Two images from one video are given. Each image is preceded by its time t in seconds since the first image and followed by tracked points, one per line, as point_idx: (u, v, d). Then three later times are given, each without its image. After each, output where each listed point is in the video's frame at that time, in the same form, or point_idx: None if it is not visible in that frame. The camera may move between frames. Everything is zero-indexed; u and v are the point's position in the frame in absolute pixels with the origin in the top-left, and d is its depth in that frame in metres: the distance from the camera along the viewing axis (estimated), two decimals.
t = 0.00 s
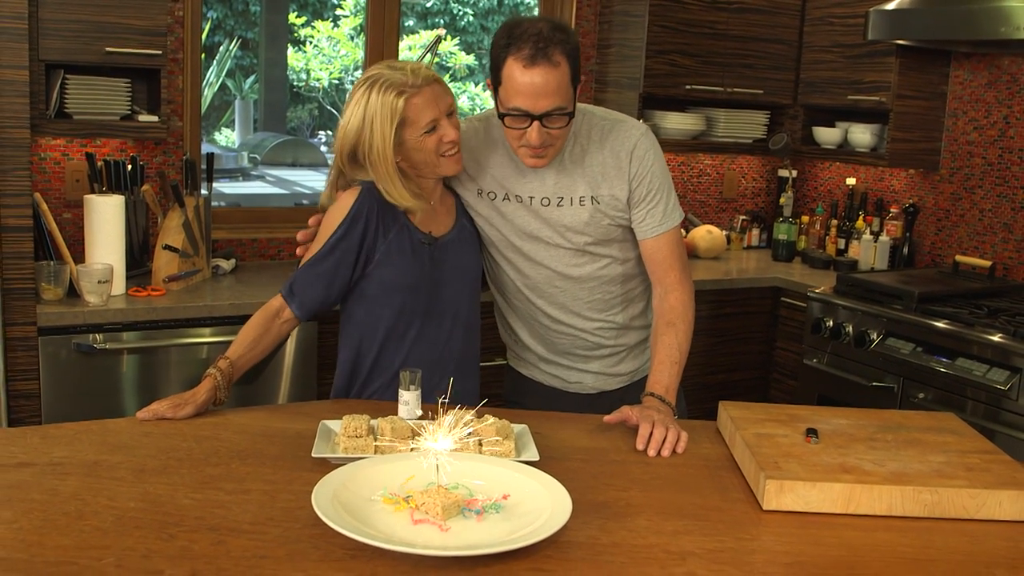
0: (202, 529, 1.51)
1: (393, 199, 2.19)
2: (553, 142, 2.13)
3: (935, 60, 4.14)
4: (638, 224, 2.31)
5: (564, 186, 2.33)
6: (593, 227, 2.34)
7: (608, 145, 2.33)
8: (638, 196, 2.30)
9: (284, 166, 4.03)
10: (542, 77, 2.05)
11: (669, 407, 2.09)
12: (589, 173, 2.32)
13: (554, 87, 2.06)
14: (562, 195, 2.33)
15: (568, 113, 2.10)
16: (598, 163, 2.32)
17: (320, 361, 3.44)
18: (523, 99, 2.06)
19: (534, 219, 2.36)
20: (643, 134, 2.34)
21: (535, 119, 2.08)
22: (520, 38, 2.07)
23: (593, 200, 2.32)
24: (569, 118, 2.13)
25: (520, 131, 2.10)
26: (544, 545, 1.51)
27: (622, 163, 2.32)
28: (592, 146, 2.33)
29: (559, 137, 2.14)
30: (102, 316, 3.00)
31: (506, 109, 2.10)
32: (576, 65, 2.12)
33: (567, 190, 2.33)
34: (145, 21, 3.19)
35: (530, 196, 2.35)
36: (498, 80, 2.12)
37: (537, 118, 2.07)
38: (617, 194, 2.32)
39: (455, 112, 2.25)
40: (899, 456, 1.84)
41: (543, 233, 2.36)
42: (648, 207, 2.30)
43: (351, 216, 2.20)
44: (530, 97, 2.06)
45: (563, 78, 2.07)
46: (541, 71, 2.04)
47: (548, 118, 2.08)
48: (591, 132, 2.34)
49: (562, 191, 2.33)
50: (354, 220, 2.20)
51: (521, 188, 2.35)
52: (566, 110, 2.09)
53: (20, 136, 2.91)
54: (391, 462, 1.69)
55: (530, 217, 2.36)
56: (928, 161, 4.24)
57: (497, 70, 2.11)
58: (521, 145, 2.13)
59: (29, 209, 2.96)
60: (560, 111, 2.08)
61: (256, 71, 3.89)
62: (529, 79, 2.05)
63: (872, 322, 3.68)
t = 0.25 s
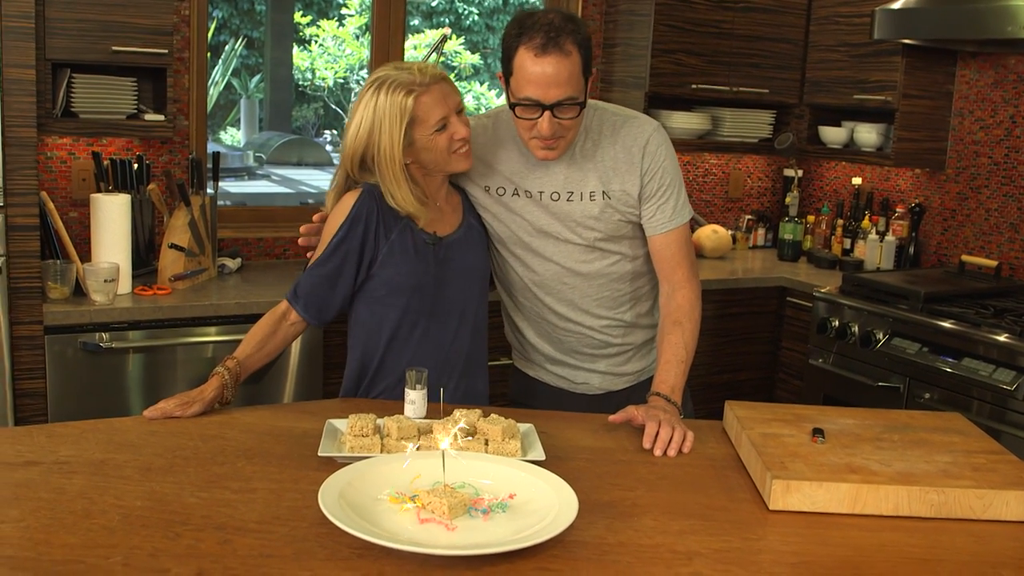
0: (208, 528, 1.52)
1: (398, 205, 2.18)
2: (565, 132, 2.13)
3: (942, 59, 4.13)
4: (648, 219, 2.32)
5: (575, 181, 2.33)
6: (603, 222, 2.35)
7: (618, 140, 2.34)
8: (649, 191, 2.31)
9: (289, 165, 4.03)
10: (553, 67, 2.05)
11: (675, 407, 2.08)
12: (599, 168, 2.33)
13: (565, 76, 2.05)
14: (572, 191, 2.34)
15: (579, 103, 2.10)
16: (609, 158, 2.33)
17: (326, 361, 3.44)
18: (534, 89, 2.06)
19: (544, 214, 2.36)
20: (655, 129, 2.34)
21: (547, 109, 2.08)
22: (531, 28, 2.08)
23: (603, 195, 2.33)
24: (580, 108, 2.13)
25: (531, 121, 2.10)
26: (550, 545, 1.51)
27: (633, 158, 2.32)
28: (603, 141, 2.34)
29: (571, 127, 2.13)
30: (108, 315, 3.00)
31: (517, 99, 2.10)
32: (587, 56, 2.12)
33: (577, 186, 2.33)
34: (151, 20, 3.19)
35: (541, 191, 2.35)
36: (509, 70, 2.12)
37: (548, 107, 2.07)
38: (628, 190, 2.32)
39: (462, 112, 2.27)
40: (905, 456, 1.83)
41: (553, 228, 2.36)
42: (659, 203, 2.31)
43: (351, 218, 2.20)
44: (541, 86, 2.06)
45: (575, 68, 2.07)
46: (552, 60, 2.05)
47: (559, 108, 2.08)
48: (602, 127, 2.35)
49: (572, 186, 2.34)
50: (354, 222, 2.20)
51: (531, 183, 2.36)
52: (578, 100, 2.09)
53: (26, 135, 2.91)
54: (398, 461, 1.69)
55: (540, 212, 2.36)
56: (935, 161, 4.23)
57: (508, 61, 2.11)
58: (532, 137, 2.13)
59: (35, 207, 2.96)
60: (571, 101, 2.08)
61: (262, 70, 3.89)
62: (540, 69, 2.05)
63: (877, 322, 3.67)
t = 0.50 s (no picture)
0: (209, 538, 1.51)
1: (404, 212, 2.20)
2: (568, 138, 2.13)
3: (943, 69, 4.13)
4: (650, 227, 2.32)
5: (577, 189, 2.34)
6: (605, 231, 2.35)
7: (620, 148, 2.34)
8: (651, 199, 2.31)
9: (291, 174, 4.04)
10: (555, 73, 2.05)
11: (676, 418, 2.08)
12: (601, 176, 2.33)
13: (566, 81, 2.06)
14: (574, 199, 2.34)
15: (581, 108, 2.10)
16: (611, 166, 2.33)
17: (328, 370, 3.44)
18: (537, 95, 2.07)
19: (546, 222, 2.36)
20: (656, 138, 2.35)
21: (548, 115, 2.08)
22: (532, 35, 2.09)
23: (605, 203, 2.33)
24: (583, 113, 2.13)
25: (533, 128, 2.11)
26: (551, 555, 1.51)
27: (635, 166, 2.32)
28: (605, 149, 2.34)
29: (573, 134, 2.14)
30: (109, 324, 3.00)
31: (519, 106, 2.10)
32: (588, 61, 2.13)
33: (579, 194, 2.34)
34: (154, 30, 3.20)
35: (543, 200, 2.35)
36: (511, 77, 2.13)
37: (551, 113, 2.07)
38: (631, 197, 2.32)
39: (471, 120, 2.28)
40: (907, 467, 1.83)
41: (555, 237, 2.36)
42: (661, 211, 2.31)
43: (359, 226, 2.20)
44: (543, 92, 2.06)
45: (576, 74, 2.08)
46: (553, 66, 2.05)
47: (561, 113, 2.09)
48: (603, 135, 2.35)
49: (575, 195, 2.34)
50: (361, 230, 2.20)
51: (533, 192, 2.36)
52: (580, 106, 2.10)
53: (29, 144, 2.92)
54: (398, 471, 1.69)
55: (542, 221, 2.36)
56: (936, 171, 4.23)
57: (509, 67, 2.12)
58: (534, 143, 2.14)
59: (38, 216, 2.97)
60: (573, 106, 2.09)
61: (264, 79, 3.90)
62: (542, 74, 2.06)
63: (879, 331, 3.67)
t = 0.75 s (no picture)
0: (208, 541, 1.51)
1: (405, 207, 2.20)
2: (564, 139, 2.12)
3: (944, 71, 4.13)
4: (648, 229, 2.32)
5: (575, 192, 2.33)
6: (604, 233, 2.34)
7: (618, 150, 2.34)
8: (649, 201, 2.31)
9: (293, 176, 4.04)
10: (550, 73, 2.05)
11: (677, 420, 2.08)
12: (599, 178, 2.33)
13: (562, 82, 2.06)
14: (572, 202, 2.33)
15: (577, 109, 2.10)
16: (608, 168, 2.33)
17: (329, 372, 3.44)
18: (533, 96, 2.07)
19: (545, 226, 2.36)
20: (654, 139, 2.35)
21: (544, 116, 2.08)
22: (527, 36, 2.08)
23: (604, 205, 2.33)
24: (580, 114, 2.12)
25: (530, 129, 2.11)
26: (551, 558, 1.51)
27: (633, 168, 2.32)
28: (602, 151, 2.34)
29: (570, 135, 2.13)
30: (110, 326, 3.01)
31: (515, 108, 2.10)
32: (584, 61, 2.13)
33: (578, 196, 2.33)
34: (155, 32, 3.20)
35: (541, 203, 2.35)
36: (507, 80, 2.13)
37: (547, 114, 2.07)
38: (629, 199, 2.32)
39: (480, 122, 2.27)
40: (908, 469, 1.83)
41: (554, 240, 2.36)
42: (660, 213, 2.31)
43: (366, 225, 2.19)
44: (538, 93, 2.06)
45: (572, 74, 2.07)
46: (548, 67, 2.05)
47: (558, 114, 2.08)
48: (601, 137, 2.35)
49: (573, 198, 2.34)
50: (368, 230, 2.20)
51: (531, 196, 2.36)
52: (576, 107, 2.09)
53: (30, 146, 2.92)
54: (398, 474, 1.69)
55: (541, 224, 2.36)
56: (938, 173, 4.23)
57: (505, 69, 2.12)
58: (531, 144, 2.13)
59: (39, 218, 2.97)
60: (569, 107, 2.08)
61: (266, 81, 3.90)
62: (538, 75, 2.05)
63: (881, 333, 3.67)
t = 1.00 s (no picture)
0: (204, 539, 1.51)
1: (405, 197, 2.21)
2: (556, 134, 2.13)
3: (943, 69, 4.13)
4: (644, 227, 2.32)
5: (570, 191, 2.33)
6: (600, 232, 2.34)
7: (612, 149, 2.34)
8: (644, 199, 2.31)
9: (291, 175, 4.04)
10: (539, 70, 2.06)
11: (674, 418, 2.08)
12: (594, 177, 2.33)
13: (553, 78, 2.06)
14: (567, 201, 2.33)
15: (569, 105, 2.11)
16: (603, 167, 2.33)
17: (327, 370, 3.44)
18: (523, 93, 2.07)
19: (541, 225, 2.35)
20: (648, 137, 2.35)
21: (536, 113, 2.08)
22: (515, 35, 2.09)
23: (599, 204, 2.32)
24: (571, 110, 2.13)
25: (522, 126, 2.11)
26: (548, 556, 1.51)
27: (628, 166, 2.32)
28: (596, 150, 2.34)
29: (562, 131, 2.13)
30: (108, 324, 3.00)
31: (505, 106, 2.11)
32: (574, 57, 2.12)
33: (572, 195, 2.33)
34: (152, 30, 3.20)
35: (536, 202, 2.35)
36: (498, 78, 2.13)
37: (537, 111, 2.08)
38: (623, 198, 2.32)
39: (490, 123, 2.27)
40: (905, 467, 1.83)
41: (550, 239, 2.36)
42: (655, 211, 2.31)
43: (367, 221, 2.20)
44: (528, 90, 2.07)
45: (561, 70, 2.07)
46: (537, 64, 2.05)
47: (549, 110, 2.09)
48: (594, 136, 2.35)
49: (568, 197, 2.33)
50: (368, 227, 2.20)
51: (526, 195, 2.35)
52: (565, 101, 2.09)
53: (27, 144, 2.92)
54: (394, 471, 1.69)
55: (536, 223, 2.36)
56: (936, 171, 4.23)
57: (495, 68, 2.13)
58: (523, 142, 2.13)
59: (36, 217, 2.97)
60: (560, 103, 2.09)
61: (264, 80, 3.90)
62: (527, 72, 2.05)
63: (879, 332, 3.67)
